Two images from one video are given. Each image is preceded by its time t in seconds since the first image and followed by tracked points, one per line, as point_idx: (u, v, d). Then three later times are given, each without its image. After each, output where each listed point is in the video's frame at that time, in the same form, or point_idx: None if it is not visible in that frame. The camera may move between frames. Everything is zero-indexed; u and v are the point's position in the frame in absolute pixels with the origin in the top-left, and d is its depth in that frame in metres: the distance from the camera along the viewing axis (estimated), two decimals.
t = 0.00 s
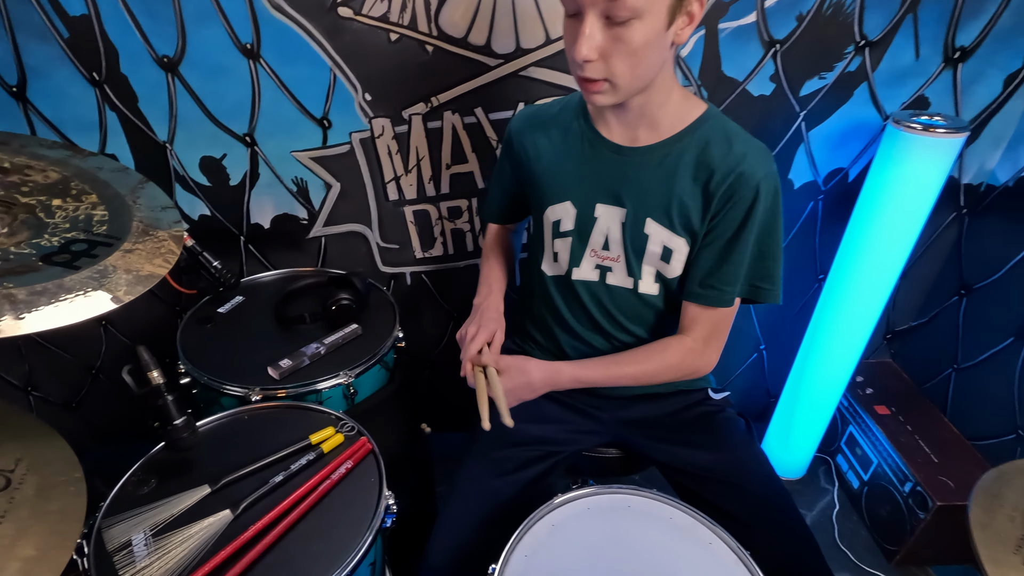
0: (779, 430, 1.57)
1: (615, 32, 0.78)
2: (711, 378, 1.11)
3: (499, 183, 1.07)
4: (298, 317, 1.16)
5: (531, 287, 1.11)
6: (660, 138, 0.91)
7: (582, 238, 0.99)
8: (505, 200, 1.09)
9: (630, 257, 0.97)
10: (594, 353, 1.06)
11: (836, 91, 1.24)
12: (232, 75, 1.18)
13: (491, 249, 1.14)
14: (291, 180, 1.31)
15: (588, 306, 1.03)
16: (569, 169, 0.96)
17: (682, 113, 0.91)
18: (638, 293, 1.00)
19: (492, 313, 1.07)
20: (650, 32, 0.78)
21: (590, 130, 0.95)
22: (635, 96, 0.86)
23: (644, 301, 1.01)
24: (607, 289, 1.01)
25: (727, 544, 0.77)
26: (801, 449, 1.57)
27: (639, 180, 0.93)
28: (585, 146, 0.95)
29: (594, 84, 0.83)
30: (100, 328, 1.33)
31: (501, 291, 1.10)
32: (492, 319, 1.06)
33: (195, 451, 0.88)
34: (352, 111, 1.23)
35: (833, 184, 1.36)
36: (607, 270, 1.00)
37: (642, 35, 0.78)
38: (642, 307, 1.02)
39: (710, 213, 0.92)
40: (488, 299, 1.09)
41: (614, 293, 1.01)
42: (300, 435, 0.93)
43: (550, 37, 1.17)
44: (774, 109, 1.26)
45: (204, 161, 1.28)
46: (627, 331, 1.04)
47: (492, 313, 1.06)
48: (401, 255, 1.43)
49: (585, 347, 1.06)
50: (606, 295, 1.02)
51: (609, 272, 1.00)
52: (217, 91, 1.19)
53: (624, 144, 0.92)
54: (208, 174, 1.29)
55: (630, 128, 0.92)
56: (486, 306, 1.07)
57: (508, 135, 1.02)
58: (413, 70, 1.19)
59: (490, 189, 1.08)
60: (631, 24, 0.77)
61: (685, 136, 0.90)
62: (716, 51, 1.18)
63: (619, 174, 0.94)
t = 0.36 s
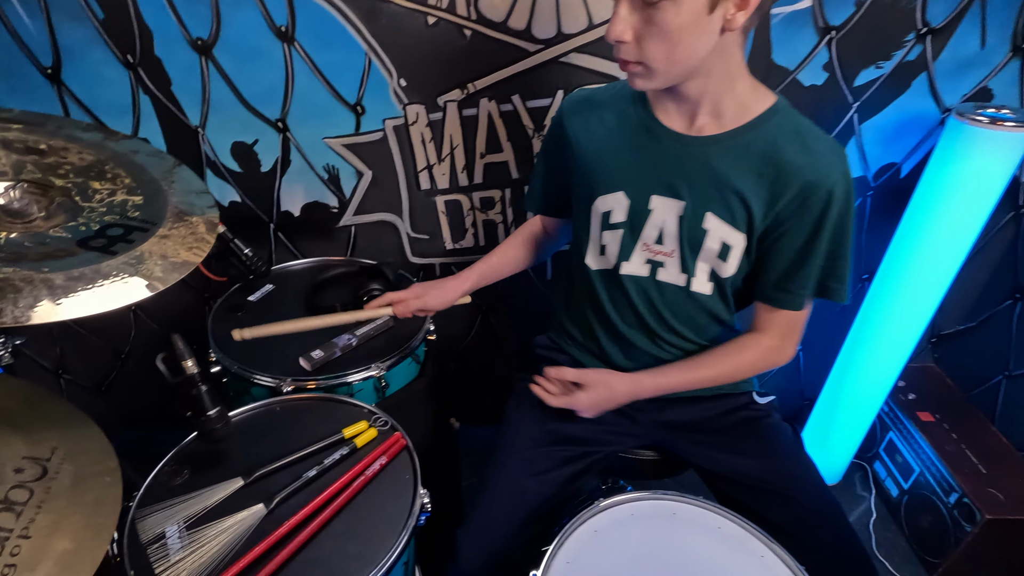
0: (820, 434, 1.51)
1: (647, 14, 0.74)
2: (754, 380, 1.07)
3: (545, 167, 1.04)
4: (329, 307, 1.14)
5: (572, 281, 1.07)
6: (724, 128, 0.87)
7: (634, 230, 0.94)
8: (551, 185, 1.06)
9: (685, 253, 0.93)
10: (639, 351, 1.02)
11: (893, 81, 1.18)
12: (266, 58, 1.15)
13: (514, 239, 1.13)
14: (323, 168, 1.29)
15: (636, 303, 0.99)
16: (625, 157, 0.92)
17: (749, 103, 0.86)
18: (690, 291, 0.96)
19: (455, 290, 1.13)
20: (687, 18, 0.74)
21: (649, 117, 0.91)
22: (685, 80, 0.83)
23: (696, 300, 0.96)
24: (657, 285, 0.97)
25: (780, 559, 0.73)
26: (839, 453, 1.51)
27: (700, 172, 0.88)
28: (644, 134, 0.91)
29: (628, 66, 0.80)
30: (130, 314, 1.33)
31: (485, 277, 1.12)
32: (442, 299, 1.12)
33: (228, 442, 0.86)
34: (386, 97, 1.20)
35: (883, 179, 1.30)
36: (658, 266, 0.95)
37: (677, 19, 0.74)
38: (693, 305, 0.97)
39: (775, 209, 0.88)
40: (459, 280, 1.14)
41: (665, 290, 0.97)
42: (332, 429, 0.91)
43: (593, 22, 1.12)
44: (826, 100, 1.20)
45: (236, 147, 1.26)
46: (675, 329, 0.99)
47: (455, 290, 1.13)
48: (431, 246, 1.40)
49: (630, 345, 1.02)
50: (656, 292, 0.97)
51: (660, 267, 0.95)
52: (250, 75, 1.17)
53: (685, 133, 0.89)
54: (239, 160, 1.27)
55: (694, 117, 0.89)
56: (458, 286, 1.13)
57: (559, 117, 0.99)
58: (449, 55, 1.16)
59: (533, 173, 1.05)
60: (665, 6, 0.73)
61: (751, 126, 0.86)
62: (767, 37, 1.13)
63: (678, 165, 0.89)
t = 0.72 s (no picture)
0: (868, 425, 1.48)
1: None
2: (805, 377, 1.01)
3: (595, 149, 0.93)
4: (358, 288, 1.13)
5: (616, 272, 1.00)
6: (820, 111, 0.81)
7: (710, 220, 0.88)
8: (599, 170, 0.94)
9: (767, 246, 0.87)
10: (694, 346, 0.97)
11: (959, 63, 1.10)
12: (298, 33, 1.11)
13: (498, 231, 1.02)
14: (353, 148, 1.25)
15: (702, 299, 0.93)
16: (707, 140, 0.84)
17: (848, 84, 0.81)
18: (766, 287, 0.90)
19: (414, 283, 1.05)
20: None
21: (732, 98, 0.83)
22: (776, 63, 0.77)
23: (768, 297, 0.91)
24: (729, 279, 0.91)
25: (839, 570, 0.68)
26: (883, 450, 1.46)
27: (793, 160, 0.82)
28: (729, 117, 0.83)
29: (711, 52, 0.75)
30: (157, 294, 1.31)
31: (451, 272, 1.04)
32: (397, 290, 1.05)
33: (259, 428, 0.84)
34: (420, 75, 1.16)
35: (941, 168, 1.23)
36: (733, 258, 0.89)
37: None
38: (762, 302, 0.92)
39: (874, 199, 0.83)
40: (418, 273, 1.05)
41: (737, 285, 0.91)
42: (364, 417, 0.88)
43: None
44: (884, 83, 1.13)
45: (266, 126, 1.23)
46: (739, 325, 0.94)
47: (415, 282, 1.04)
48: (461, 230, 1.36)
49: (687, 340, 0.96)
50: (727, 286, 0.91)
51: (735, 260, 0.89)
52: (281, 51, 1.14)
53: (775, 116, 0.82)
54: (268, 140, 1.24)
55: (784, 99, 0.82)
56: (415, 278, 1.05)
57: (624, 92, 0.88)
58: (487, 32, 1.11)
59: (580, 156, 0.94)
60: None
61: (851, 109, 0.80)
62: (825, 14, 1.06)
63: (768, 152, 0.82)
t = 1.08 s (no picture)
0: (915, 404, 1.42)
1: None
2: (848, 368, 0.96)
3: (646, 125, 0.85)
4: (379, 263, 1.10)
5: (665, 260, 0.95)
6: (911, 89, 0.74)
7: (780, 206, 0.81)
8: (648, 149, 0.87)
9: (843, 235, 0.81)
10: (742, 338, 0.91)
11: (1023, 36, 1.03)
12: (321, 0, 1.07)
13: (490, 210, 0.95)
14: (375, 121, 1.21)
15: (763, 290, 0.87)
16: (781, 120, 0.78)
17: (940, 60, 0.74)
18: (835, 280, 0.84)
19: (412, 268, 1.00)
20: None
21: (813, 74, 0.77)
22: (876, 35, 0.71)
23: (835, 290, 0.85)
24: (795, 271, 0.85)
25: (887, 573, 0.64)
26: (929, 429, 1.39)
27: (876, 143, 0.76)
28: (805, 94, 0.77)
29: (808, 26, 0.68)
30: (176, 268, 1.30)
31: (449, 254, 0.98)
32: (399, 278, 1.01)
33: (278, 405, 0.81)
34: (447, 46, 1.12)
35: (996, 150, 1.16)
36: (802, 249, 0.83)
37: None
38: (826, 294, 0.86)
39: (961, 187, 0.78)
40: (417, 259, 1.00)
41: (803, 277, 0.85)
42: (386, 398, 0.85)
43: None
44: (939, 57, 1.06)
45: (287, 97, 1.19)
46: (799, 319, 0.89)
47: (414, 268, 1.00)
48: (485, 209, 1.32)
49: (735, 332, 0.91)
50: (791, 278, 0.85)
51: (804, 251, 0.83)
52: (305, 20, 1.10)
53: (861, 93, 0.75)
54: (289, 112, 1.21)
55: (872, 74, 0.75)
56: (412, 264, 1.00)
57: (685, 64, 0.82)
58: None
59: (627, 131, 0.86)
60: None
61: (943, 89, 0.74)
62: None
63: (851, 133, 0.76)
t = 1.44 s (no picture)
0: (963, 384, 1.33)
1: None
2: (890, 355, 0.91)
3: (688, 87, 0.81)
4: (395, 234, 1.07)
5: (704, 238, 0.89)
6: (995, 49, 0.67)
7: (836, 179, 0.76)
8: (689, 113, 0.82)
9: (905, 211, 0.75)
10: (783, 321, 0.86)
11: None
12: None
13: (519, 173, 0.90)
14: (393, 90, 1.16)
15: (810, 269, 0.82)
16: (842, 83, 0.72)
17: None
18: (892, 261, 0.79)
19: (437, 239, 0.96)
20: None
21: (881, 33, 0.70)
22: None
23: (891, 271, 0.80)
24: (847, 250, 0.79)
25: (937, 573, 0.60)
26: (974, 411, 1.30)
27: (950, 110, 0.70)
28: (873, 57, 0.71)
29: None
30: (191, 240, 1.27)
31: (476, 223, 0.93)
32: (425, 251, 0.97)
33: (290, 378, 0.78)
34: (470, 9, 1.07)
35: None
36: (858, 226, 0.77)
37: None
38: (881, 275, 0.81)
39: None
40: (443, 229, 0.96)
41: (855, 256, 0.79)
42: (402, 373, 0.82)
43: None
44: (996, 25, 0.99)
45: (303, 63, 1.13)
46: (844, 302, 0.83)
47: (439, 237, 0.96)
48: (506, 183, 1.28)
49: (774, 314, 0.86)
50: (843, 258, 0.80)
51: (860, 228, 0.78)
52: None
53: (937, 53, 0.68)
54: (305, 79, 1.15)
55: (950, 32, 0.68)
56: (438, 235, 0.96)
57: (736, 23, 0.76)
58: None
59: (667, 95, 0.82)
60: None
61: None
62: None
63: (922, 99, 0.70)
